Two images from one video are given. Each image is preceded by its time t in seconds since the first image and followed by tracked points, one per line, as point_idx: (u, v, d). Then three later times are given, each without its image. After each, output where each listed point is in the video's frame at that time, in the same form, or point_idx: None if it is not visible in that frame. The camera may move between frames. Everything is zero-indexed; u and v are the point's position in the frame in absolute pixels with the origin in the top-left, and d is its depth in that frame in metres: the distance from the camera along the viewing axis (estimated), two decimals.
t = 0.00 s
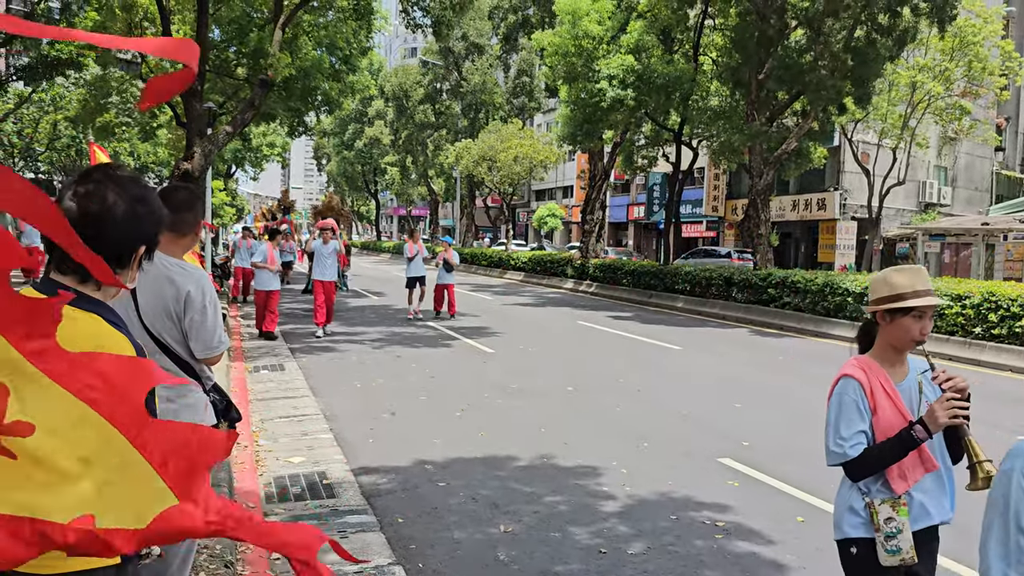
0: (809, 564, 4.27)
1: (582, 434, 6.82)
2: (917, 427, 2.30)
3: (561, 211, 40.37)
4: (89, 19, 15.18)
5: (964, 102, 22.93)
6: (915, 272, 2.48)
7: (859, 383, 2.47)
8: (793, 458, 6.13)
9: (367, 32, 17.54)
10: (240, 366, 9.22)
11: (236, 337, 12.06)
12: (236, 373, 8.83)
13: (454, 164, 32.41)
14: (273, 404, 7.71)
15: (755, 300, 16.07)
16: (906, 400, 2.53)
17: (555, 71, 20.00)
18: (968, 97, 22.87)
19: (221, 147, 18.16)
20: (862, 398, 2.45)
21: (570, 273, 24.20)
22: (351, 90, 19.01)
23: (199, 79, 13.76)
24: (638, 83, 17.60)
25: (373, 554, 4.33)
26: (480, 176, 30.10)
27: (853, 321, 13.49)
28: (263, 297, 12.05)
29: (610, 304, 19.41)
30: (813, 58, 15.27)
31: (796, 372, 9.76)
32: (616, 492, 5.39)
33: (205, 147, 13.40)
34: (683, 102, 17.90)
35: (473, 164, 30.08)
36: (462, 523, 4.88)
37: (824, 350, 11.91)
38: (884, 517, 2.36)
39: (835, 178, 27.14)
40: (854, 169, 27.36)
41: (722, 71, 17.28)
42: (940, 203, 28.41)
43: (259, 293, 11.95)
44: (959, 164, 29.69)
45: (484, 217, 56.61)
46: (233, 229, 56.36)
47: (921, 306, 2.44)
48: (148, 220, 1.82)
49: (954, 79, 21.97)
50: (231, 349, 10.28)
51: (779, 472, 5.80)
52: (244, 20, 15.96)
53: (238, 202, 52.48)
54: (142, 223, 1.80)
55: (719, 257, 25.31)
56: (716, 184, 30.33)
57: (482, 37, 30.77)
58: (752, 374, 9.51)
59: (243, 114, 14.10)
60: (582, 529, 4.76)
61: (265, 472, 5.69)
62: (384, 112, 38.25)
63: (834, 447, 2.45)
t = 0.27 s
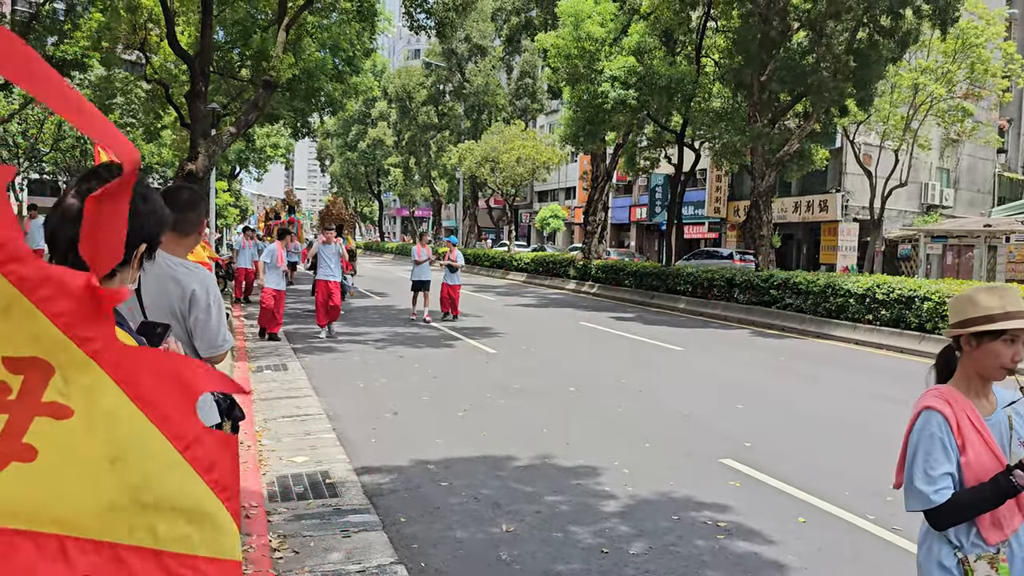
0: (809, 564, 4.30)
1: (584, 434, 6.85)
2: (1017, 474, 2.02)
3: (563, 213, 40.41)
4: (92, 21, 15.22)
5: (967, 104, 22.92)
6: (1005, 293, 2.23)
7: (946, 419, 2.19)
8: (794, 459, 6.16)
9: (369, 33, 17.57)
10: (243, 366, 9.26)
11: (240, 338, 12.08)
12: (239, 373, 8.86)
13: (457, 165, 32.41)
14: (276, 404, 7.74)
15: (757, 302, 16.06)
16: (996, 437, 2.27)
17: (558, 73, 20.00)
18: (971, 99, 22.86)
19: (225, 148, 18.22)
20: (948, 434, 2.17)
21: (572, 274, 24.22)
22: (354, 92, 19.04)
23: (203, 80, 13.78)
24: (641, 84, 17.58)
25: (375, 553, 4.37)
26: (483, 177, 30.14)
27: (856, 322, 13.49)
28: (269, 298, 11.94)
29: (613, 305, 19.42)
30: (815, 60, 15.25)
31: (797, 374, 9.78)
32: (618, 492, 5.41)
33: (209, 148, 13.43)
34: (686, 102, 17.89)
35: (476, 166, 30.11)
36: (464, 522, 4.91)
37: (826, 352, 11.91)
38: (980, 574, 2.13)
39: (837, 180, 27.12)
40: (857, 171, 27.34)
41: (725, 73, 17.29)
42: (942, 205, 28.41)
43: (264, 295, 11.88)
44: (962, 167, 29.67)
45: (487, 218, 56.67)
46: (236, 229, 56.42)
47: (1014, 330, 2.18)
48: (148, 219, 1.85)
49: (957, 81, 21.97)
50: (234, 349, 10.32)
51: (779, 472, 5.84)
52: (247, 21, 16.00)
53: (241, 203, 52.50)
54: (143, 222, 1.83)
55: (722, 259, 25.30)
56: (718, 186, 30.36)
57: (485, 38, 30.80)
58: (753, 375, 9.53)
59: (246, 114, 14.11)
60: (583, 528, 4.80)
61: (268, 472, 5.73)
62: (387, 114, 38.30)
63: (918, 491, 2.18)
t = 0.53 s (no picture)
0: (812, 565, 4.31)
1: (587, 436, 6.86)
2: None
3: (567, 215, 40.47)
4: (98, 23, 15.27)
5: (970, 106, 22.91)
6: None
7: None
8: (796, 460, 6.16)
9: (373, 36, 17.63)
10: (247, 368, 9.29)
11: (243, 339, 12.12)
12: (243, 375, 8.89)
13: (461, 167, 32.46)
14: (280, 405, 7.77)
15: (760, 304, 16.05)
16: None
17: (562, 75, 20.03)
18: (975, 101, 22.85)
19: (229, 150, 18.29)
20: None
21: (575, 276, 24.24)
22: (358, 94, 19.10)
23: (207, 82, 13.83)
24: (645, 86, 17.59)
25: (378, 554, 4.39)
26: (487, 178, 30.18)
27: (859, 325, 13.48)
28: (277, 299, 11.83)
29: (615, 307, 19.43)
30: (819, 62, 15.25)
31: (799, 375, 9.79)
32: (620, 493, 5.43)
33: (213, 149, 13.46)
34: (689, 104, 17.90)
35: (479, 167, 30.14)
36: (467, 523, 4.93)
37: (829, 354, 11.92)
38: None
39: (841, 182, 27.13)
40: (860, 173, 27.34)
41: (729, 75, 17.31)
42: (946, 208, 28.40)
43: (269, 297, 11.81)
44: (965, 169, 29.65)
45: (490, 219, 56.73)
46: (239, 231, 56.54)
47: None
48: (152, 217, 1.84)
49: (961, 83, 21.98)
50: (238, 350, 10.36)
51: (781, 474, 5.85)
52: (252, 23, 16.07)
53: (245, 205, 52.60)
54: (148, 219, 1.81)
55: (725, 261, 25.31)
56: (721, 188, 30.39)
57: (488, 40, 30.88)
58: (756, 377, 9.53)
59: (251, 117, 14.13)
60: (586, 530, 4.81)
61: (272, 472, 5.75)
62: (390, 115, 38.36)
63: None
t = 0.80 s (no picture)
0: (814, 568, 4.30)
1: (589, 437, 6.86)
2: None
3: (569, 216, 40.48)
4: (101, 24, 15.30)
5: (974, 108, 22.88)
6: None
7: None
8: (799, 462, 6.15)
9: (376, 38, 17.66)
10: (249, 369, 9.29)
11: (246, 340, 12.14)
12: (246, 376, 8.90)
13: (463, 169, 32.48)
14: (283, 406, 7.77)
15: (762, 306, 16.03)
16: None
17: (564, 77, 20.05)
18: (978, 103, 22.83)
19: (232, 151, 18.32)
20: None
21: (577, 277, 24.25)
22: (360, 95, 19.11)
23: (210, 84, 13.84)
24: (647, 88, 17.58)
25: (380, 555, 4.38)
26: (489, 180, 30.20)
27: (861, 327, 13.46)
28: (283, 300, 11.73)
29: (617, 308, 19.43)
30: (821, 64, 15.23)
31: (801, 377, 9.79)
32: (622, 495, 5.42)
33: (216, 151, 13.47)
34: (691, 106, 17.89)
35: (482, 168, 30.14)
36: (469, 524, 4.92)
37: (831, 356, 11.90)
38: None
39: (844, 184, 27.10)
40: (863, 175, 27.31)
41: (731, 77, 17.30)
42: (949, 210, 28.38)
43: (273, 299, 11.72)
44: (969, 171, 29.61)
45: (493, 221, 56.77)
46: (242, 232, 56.61)
47: None
48: (156, 216, 1.83)
49: (964, 84, 21.97)
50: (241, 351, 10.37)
51: (784, 476, 5.84)
52: (255, 25, 16.11)
53: (248, 206, 52.70)
54: (151, 217, 1.80)
55: (727, 263, 25.29)
56: (724, 189, 30.41)
57: (491, 42, 30.93)
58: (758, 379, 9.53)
59: (254, 118, 14.13)
60: (588, 532, 4.81)
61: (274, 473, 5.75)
62: (393, 117, 38.40)
63: None
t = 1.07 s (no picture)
0: (812, 571, 4.29)
1: (587, 440, 6.85)
2: None
3: (568, 219, 40.51)
4: (100, 26, 15.30)
5: (972, 111, 22.92)
6: None
7: None
8: (797, 465, 6.15)
9: (376, 40, 17.69)
10: (247, 370, 9.27)
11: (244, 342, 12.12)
12: (244, 378, 8.88)
13: (462, 171, 32.49)
14: (280, 408, 7.76)
15: (761, 308, 16.03)
16: None
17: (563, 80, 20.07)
18: (976, 107, 22.87)
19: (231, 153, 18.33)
20: None
21: (576, 279, 24.26)
22: (359, 98, 19.12)
23: (209, 86, 13.83)
24: (646, 91, 17.57)
25: (378, 557, 4.37)
26: (488, 182, 30.21)
27: (860, 329, 13.46)
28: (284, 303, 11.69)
29: (616, 311, 19.42)
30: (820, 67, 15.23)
31: (799, 380, 9.79)
32: (620, 498, 5.41)
33: (215, 152, 13.44)
34: (689, 109, 17.89)
35: (481, 170, 30.13)
36: (466, 527, 4.92)
37: (829, 358, 11.91)
38: None
39: (842, 187, 27.13)
40: (861, 178, 27.34)
41: (730, 80, 17.33)
42: (947, 213, 28.44)
43: (275, 301, 11.67)
44: (967, 173, 29.66)
45: (491, 223, 56.80)
46: (240, 235, 56.58)
47: None
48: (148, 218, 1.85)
49: (962, 88, 22.00)
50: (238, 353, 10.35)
51: (782, 479, 5.83)
52: (255, 27, 16.12)
53: (246, 208, 52.68)
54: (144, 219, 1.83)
55: (726, 266, 25.29)
56: (723, 192, 30.46)
57: (490, 44, 30.99)
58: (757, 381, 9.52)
59: (252, 120, 14.12)
60: (586, 534, 4.80)
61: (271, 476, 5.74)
62: (392, 119, 38.41)
63: None
